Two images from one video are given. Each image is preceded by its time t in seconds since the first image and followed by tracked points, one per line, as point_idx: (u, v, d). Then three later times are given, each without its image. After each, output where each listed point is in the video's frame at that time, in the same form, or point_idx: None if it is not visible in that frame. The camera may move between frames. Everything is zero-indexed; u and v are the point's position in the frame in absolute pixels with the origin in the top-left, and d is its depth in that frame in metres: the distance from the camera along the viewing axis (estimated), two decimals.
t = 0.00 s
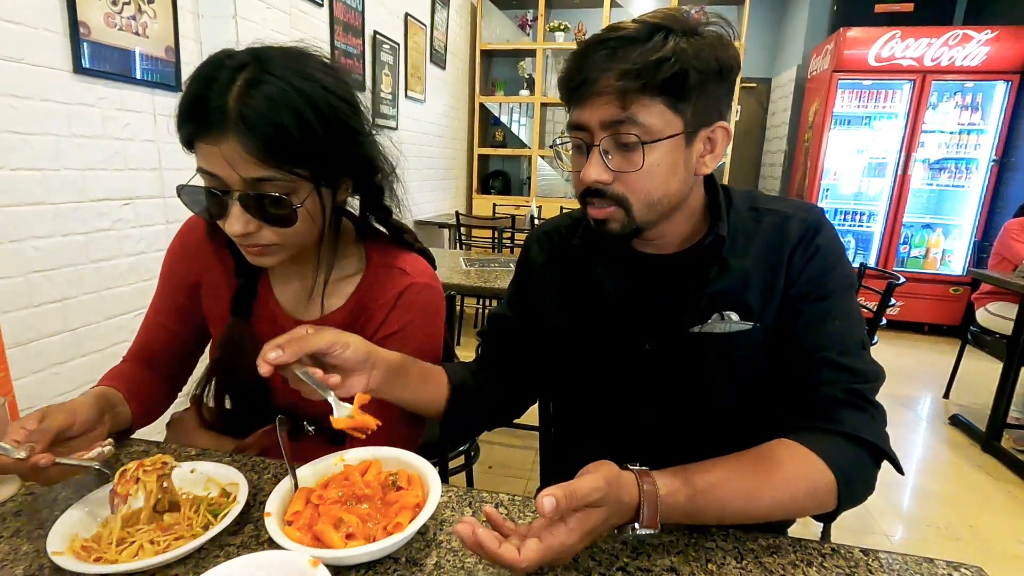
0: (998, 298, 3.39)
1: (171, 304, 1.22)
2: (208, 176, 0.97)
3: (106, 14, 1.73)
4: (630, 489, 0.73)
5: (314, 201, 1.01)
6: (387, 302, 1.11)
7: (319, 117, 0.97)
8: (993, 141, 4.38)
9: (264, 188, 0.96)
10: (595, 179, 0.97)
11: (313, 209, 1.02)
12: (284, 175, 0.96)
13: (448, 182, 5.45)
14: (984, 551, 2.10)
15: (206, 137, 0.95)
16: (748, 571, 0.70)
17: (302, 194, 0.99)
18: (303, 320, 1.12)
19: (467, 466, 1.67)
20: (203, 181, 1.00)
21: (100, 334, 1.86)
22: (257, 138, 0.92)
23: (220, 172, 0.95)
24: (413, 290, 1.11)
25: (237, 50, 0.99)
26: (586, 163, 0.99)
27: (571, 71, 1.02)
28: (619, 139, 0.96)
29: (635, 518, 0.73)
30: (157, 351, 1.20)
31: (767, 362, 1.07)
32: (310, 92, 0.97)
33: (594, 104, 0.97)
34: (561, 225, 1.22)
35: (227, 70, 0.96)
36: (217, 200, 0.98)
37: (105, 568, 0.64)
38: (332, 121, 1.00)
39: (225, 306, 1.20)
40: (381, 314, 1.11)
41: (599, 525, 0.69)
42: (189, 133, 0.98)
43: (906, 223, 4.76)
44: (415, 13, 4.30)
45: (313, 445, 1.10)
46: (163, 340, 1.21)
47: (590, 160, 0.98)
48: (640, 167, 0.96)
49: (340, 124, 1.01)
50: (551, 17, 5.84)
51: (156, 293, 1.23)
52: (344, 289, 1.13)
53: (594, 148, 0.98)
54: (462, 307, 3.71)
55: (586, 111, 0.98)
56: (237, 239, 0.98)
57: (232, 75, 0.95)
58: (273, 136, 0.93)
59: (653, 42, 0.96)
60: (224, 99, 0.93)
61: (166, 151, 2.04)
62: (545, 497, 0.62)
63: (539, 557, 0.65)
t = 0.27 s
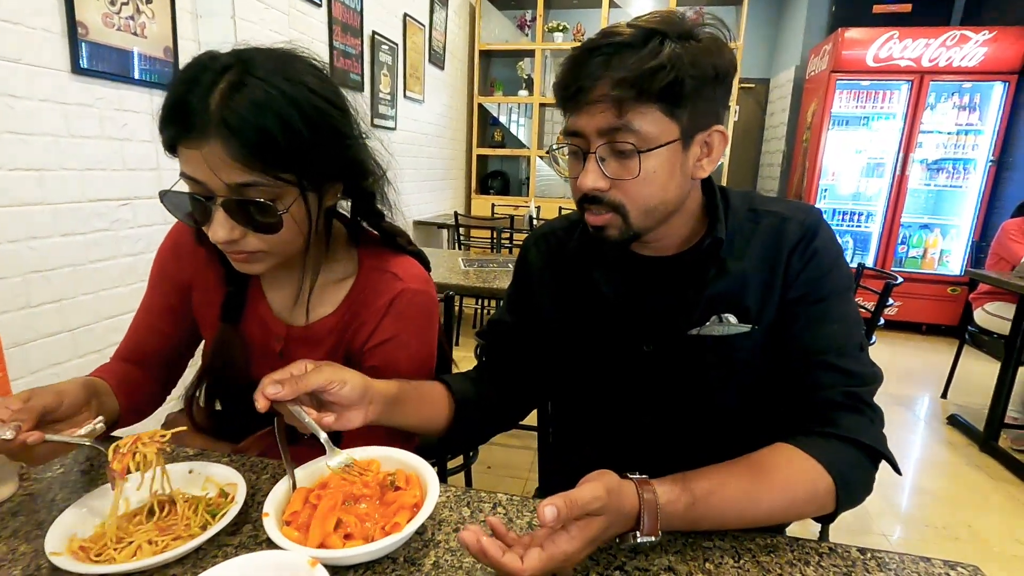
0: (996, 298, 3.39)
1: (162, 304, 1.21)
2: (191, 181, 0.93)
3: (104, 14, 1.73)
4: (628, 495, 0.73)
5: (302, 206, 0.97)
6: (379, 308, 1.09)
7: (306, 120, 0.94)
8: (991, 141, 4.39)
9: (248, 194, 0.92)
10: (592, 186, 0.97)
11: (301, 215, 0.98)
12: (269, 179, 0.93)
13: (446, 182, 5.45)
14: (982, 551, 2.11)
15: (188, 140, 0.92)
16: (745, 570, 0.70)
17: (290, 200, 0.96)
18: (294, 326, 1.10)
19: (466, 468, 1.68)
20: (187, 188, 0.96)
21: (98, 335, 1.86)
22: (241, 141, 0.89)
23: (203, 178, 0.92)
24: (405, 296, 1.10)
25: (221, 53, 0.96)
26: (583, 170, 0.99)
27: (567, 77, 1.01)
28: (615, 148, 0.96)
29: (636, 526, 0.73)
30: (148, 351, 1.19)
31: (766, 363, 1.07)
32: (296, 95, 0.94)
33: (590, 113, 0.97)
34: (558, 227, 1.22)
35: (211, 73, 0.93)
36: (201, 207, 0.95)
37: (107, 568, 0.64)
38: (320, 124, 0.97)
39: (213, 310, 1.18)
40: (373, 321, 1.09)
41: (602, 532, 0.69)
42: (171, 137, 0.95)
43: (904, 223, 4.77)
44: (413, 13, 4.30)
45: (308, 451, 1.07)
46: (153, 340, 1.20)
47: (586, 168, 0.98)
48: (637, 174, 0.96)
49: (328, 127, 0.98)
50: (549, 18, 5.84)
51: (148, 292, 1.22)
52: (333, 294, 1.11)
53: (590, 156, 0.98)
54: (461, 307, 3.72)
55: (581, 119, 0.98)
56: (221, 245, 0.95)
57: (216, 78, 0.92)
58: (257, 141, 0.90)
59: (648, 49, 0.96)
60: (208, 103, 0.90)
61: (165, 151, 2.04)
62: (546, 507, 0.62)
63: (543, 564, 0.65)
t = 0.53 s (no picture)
0: (993, 299, 3.40)
1: (151, 303, 1.20)
2: (167, 193, 0.89)
3: (102, 16, 1.73)
4: (631, 498, 0.73)
5: (282, 219, 0.93)
6: (371, 316, 1.06)
7: (285, 130, 0.90)
8: (988, 143, 4.41)
9: (226, 207, 0.88)
10: (590, 192, 0.97)
11: (282, 228, 0.94)
12: (247, 192, 0.88)
13: (445, 183, 5.45)
14: (979, 552, 2.11)
15: (161, 151, 0.87)
16: (741, 570, 0.70)
17: (268, 213, 0.91)
18: (285, 332, 1.07)
19: (464, 469, 1.68)
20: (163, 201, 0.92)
21: (95, 336, 1.85)
22: (216, 153, 0.84)
23: (177, 190, 0.88)
24: (396, 304, 1.07)
25: (197, 59, 0.91)
26: (580, 175, 0.99)
27: (563, 81, 1.01)
28: (613, 153, 0.97)
29: (638, 527, 0.72)
30: (134, 350, 1.19)
31: (762, 365, 1.07)
32: (275, 103, 0.89)
33: (586, 118, 0.97)
34: (554, 230, 1.22)
35: (186, 81, 0.88)
36: (177, 220, 0.91)
37: (105, 569, 0.64)
38: (300, 135, 0.92)
39: (202, 318, 1.16)
40: (364, 329, 1.06)
41: (608, 534, 0.69)
42: (144, 147, 0.90)
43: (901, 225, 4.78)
44: (412, 15, 4.30)
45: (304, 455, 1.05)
46: (138, 341, 1.19)
47: (583, 173, 0.98)
48: (635, 180, 0.97)
49: (309, 136, 0.94)
50: (547, 20, 5.85)
51: (138, 290, 1.22)
52: (323, 300, 1.07)
53: (587, 161, 0.98)
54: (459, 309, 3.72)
55: (577, 124, 0.98)
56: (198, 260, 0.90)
57: (190, 86, 0.87)
58: (233, 152, 0.85)
59: (643, 54, 0.97)
60: (181, 112, 0.86)
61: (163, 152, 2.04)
62: (549, 509, 0.62)
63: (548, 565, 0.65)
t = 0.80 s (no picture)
0: (993, 302, 3.40)
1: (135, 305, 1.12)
2: (124, 219, 0.80)
3: (105, 18, 1.74)
4: (631, 509, 0.73)
5: (249, 245, 0.83)
6: (363, 330, 1.02)
7: (254, 153, 0.81)
8: (988, 146, 4.41)
9: (186, 232, 0.78)
10: (591, 196, 0.98)
11: (249, 254, 0.84)
12: (209, 217, 0.78)
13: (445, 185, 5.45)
14: (979, 554, 2.11)
15: (116, 171, 0.78)
16: (741, 572, 0.70)
17: (233, 237, 0.81)
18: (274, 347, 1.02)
19: (464, 471, 1.68)
20: (121, 226, 0.83)
21: (96, 338, 1.86)
22: (176, 176, 0.75)
23: (133, 215, 0.78)
24: (389, 317, 1.03)
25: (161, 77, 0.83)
26: (581, 180, 1.00)
27: (563, 87, 1.02)
28: (613, 157, 0.97)
29: (640, 535, 0.72)
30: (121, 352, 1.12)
31: (761, 368, 1.07)
32: (244, 122, 0.80)
33: (586, 123, 0.97)
34: (554, 234, 1.22)
35: (146, 96, 0.80)
36: (136, 249, 0.81)
37: (108, 571, 0.65)
38: (271, 158, 0.83)
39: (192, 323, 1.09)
40: (357, 344, 1.02)
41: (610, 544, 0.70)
42: (99, 169, 0.81)
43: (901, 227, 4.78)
44: (413, 17, 4.31)
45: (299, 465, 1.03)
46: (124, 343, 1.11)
47: (584, 177, 0.99)
48: (635, 184, 0.98)
49: (281, 159, 0.85)
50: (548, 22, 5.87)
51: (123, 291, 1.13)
52: (312, 312, 1.02)
53: (587, 166, 0.99)
54: (459, 310, 3.72)
55: (577, 129, 0.99)
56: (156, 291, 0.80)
57: (151, 102, 0.79)
58: (193, 172, 0.76)
59: (643, 59, 0.97)
60: (140, 130, 0.77)
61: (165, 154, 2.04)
62: (548, 517, 0.64)
63: None
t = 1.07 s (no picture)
0: (996, 303, 3.39)
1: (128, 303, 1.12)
2: (74, 239, 0.77)
3: (107, 17, 1.74)
4: (634, 513, 0.73)
5: (204, 265, 0.80)
6: (353, 341, 1.01)
7: (210, 166, 0.78)
8: (991, 146, 4.40)
9: (135, 250, 0.75)
10: (594, 197, 0.98)
11: (207, 274, 0.81)
12: (158, 233, 0.75)
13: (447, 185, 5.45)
14: (981, 555, 2.11)
15: (61, 188, 0.75)
16: (743, 573, 0.70)
17: (185, 258, 0.78)
18: (260, 360, 1.02)
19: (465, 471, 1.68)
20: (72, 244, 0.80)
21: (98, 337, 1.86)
22: (123, 192, 0.72)
23: (82, 234, 0.76)
24: (378, 328, 1.02)
25: (115, 88, 0.80)
26: (584, 180, 1.00)
27: (565, 89, 1.01)
28: (616, 157, 0.97)
29: (645, 541, 0.72)
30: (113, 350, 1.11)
31: (763, 368, 1.07)
32: (195, 135, 0.77)
33: (588, 124, 0.97)
34: (557, 235, 1.23)
35: (96, 109, 0.77)
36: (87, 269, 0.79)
37: (111, 570, 0.65)
38: (230, 172, 0.80)
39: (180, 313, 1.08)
40: (346, 356, 1.01)
41: (615, 549, 0.70)
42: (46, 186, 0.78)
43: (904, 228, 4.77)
44: (415, 16, 4.31)
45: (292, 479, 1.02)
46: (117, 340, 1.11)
47: (587, 178, 0.99)
48: (639, 184, 0.97)
49: (239, 172, 0.81)
50: (551, 21, 5.86)
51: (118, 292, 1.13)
52: (298, 326, 1.02)
53: (591, 167, 0.99)
54: (461, 310, 3.72)
55: (579, 130, 0.98)
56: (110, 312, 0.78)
57: (100, 116, 0.76)
58: (141, 189, 0.73)
59: (645, 60, 0.97)
60: (85, 145, 0.74)
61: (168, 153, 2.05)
62: (558, 527, 0.64)
63: None
